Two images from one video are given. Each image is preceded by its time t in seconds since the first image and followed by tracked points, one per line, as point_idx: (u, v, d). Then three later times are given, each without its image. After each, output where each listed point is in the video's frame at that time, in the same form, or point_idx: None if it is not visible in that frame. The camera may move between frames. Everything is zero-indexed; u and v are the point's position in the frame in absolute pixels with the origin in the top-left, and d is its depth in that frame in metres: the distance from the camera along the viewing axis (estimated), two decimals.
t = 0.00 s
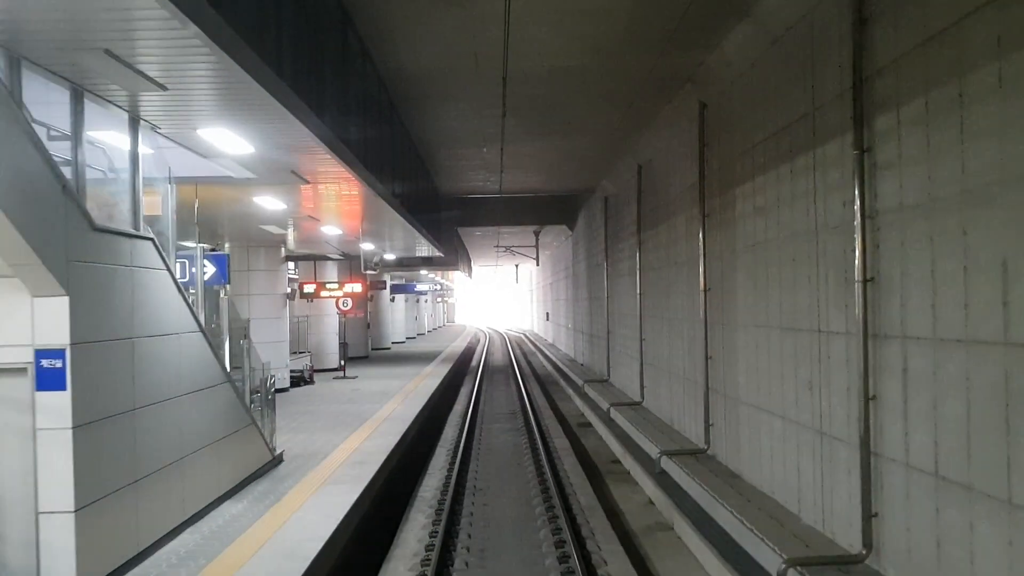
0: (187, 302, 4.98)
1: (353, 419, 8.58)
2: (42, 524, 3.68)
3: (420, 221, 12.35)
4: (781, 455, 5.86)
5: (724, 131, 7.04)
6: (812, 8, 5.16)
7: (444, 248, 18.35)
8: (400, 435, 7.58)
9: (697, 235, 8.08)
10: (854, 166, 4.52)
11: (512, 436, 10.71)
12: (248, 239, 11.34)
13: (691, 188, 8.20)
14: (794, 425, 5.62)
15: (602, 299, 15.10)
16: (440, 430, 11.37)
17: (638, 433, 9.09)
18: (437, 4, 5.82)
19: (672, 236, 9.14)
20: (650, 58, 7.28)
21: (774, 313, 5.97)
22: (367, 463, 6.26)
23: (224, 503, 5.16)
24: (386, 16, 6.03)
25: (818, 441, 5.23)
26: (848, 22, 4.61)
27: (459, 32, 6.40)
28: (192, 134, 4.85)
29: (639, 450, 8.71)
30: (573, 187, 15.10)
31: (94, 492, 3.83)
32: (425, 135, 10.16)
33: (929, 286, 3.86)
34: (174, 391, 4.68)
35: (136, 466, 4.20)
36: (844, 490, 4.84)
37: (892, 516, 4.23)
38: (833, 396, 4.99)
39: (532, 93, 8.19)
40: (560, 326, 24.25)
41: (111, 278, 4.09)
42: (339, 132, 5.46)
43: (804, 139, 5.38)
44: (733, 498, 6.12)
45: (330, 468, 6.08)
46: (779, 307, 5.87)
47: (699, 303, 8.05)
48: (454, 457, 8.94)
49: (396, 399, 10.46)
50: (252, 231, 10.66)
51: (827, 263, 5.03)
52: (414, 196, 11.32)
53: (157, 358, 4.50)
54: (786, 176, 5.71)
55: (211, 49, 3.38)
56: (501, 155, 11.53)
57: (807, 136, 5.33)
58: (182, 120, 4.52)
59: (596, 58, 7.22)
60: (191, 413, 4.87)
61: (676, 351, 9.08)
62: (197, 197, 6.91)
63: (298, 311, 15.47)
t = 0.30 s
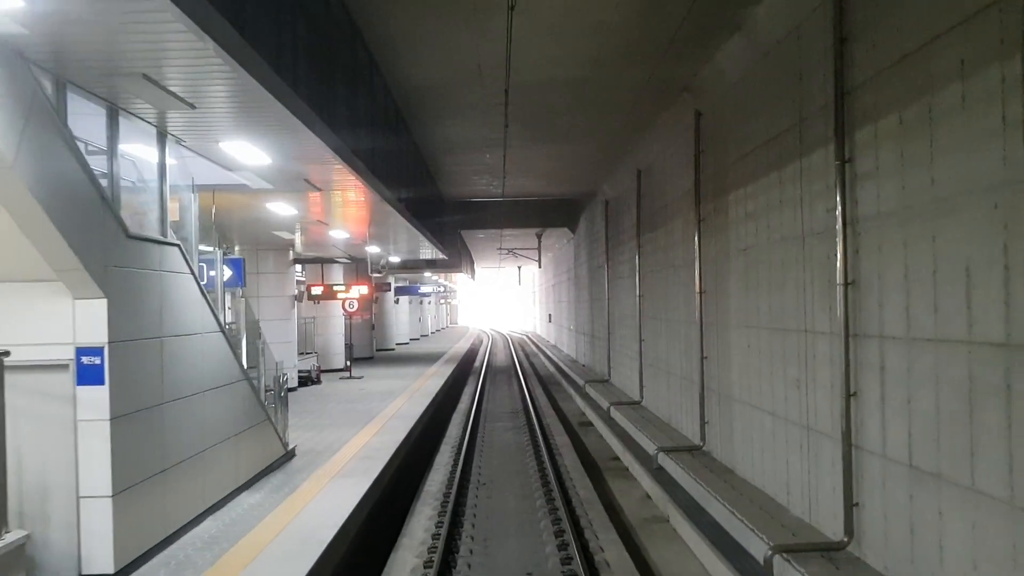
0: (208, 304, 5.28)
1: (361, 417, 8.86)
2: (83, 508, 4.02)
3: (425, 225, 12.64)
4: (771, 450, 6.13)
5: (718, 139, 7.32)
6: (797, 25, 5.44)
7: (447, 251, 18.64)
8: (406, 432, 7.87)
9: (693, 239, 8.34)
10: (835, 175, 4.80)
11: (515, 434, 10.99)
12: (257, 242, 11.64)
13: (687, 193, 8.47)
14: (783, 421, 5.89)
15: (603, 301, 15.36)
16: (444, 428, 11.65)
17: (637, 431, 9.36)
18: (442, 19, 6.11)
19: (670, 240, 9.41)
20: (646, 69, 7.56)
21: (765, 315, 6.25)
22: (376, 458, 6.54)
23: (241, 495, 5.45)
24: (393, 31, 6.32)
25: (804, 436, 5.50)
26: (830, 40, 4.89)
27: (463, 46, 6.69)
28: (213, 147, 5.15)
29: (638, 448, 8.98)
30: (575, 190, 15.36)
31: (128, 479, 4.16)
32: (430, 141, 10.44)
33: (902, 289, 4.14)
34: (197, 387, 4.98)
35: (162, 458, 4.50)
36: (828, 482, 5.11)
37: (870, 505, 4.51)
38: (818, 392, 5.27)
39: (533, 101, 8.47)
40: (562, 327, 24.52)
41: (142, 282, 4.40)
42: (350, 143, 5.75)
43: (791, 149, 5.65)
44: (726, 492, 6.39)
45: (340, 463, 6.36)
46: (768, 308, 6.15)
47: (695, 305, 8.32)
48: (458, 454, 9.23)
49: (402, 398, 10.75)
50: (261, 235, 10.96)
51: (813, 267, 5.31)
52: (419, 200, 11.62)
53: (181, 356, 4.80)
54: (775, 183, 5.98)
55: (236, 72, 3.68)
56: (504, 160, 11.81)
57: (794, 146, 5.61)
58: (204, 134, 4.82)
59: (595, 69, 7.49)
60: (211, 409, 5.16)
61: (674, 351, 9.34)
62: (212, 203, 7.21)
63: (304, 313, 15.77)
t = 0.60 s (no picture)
0: (228, 306, 5.58)
1: (368, 415, 9.14)
2: (117, 495, 4.32)
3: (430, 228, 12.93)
4: (763, 446, 6.40)
5: (714, 147, 7.58)
6: (787, 40, 5.70)
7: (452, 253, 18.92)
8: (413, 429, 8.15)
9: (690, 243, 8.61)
10: (822, 184, 5.06)
11: (518, 433, 11.26)
12: (267, 246, 11.93)
13: (685, 198, 8.74)
14: (774, 417, 6.16)
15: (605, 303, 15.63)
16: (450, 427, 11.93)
17: (637, 429, 9.62)
18: (447, 33, 6.38)
19: (668, 243, 9.68)
20: (644, 80, 7.83)
21: (757, 316, 6.52)
22: (384, 454, 6.83)
23: (257, 487, 5.73)
24: (401, 45, 6.59)
25: (793, 432, 5.77)
26: (816, 56, 5.15)
27: (467, 58, 6.97)
28: (234, 158, 5.45)
29: (637, 446, 9.25)
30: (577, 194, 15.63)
31: (159, 470, 4.46)
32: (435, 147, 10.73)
33: (880, 292, 4.42)
34: (218, 384, 5.27)
35: (188, 450, 4.80)
36: (815, 475, 5.38)
37: (853, 496, 4.79)
38: (805, 390, 5.54)
39: (535, 110, 8.75)
40: (565, 329, 24.79)
41: (170, 285, 4.69)
42: (360, 153, 6.03)
43: (781, 158, 5.93)
44: (720, 486, 6.66)
45: (351, 458, 6.65)
46: (761, 310, 6.42)
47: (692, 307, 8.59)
48: (463, 451, 9.51)
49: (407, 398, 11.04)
50: (271, 239, 11.26)
51: (800, 271, 5.58)
52: (426, 205, 11.92)
53: (205, 355, 5.10)
54: (766, 190, 6.25)
55: (259, 90, 3.97)
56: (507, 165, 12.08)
57: (783, 155, 5.88)
58: (225, 147, 5.12)
59: (595, 79, 7.76)
60: (232, 405, 5.46)
61: (672, 351, 9.61)
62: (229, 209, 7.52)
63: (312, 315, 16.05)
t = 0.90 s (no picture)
0: (245, 308, 5.87)
1: (375, 414, 9.41)
2: (146, 485, 4.61)
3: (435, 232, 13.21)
4: (755, 442, 6.67)
5: (709, 154, 7.84)
6: (777, 54, 5.96)
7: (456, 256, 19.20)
8: (418, 427, 8.43)
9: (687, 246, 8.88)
10: (808, 192, 5.32)
11: (520, 432, 11.53)
12: (275, 249, 12.22)
13: (682, 202, 9.00)
14: (765, 414, 6.43)
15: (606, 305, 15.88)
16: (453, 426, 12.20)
17: (636, 428, 9.89)
18: (452, 47, 6.66)
19: (666, 246, 9.94)
20: (641, 89, 8.11)
21: (749, 317, 6.78)
22: (392, 450, 7.10)
23: (271, 481, 6.01)
24: (407, 57, 6.87)
25: (783, 428, 6.04)
26: (803, 70, 5.41)
27: (471, 70, 7.24)
28: (251, 168, 5.74)
29: (636, 443, 9.52)
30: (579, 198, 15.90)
31: (184, 462, 4.75)
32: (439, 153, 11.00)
33: (862, 295, 4.69)
34: (236, 382, 5.56)
35: (210, 444, 5.09)
36: (803, 469, 5.64)
37: (837, 487, 5.06)
38: (794, 388, 5.81)
39: (537, 118, 9.02)
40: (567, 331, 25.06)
41: (193, 289, 4.98)
42: (369, 162, 6.31)
43: (771, 166, 6.19)
44: (715, 481, 6.92)
45: (360, 454, 6.93)
46: (753, 312, 6.68)
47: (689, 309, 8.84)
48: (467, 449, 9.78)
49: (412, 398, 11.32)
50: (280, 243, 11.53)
51: (789, 274, 5.85)
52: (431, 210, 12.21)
53: (224, 355, 5.38)
54: (758, 197, 6.51)
55: (278, 107, 4.25)
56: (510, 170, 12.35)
57: (774, 164, 6.14)
58: (243, 157, 5.41)
59: (594, 89, 8.03)
60: (248, 402, 5.75)
61: (670, 352, 9.88)
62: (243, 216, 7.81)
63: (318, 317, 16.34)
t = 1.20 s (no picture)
0: (260, 310, 6.15)
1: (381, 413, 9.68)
2: (169, 477, 4.89)
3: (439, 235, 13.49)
4: (748, 438, 6.93)
5: (704, 160, 8.09)
6: (768, 65, 6.21)
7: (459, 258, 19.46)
8: (423, 425, 8.70)
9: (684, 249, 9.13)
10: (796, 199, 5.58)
11: (522, 430, 11.79)
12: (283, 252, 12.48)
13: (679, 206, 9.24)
14: (757, 411, 6.69)
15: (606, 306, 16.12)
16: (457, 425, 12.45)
17: (635, 426, 10.13)
18: (456, 58, 6.92)
19: (664, 249, 10.19)
20: (639, 97, 8.36)
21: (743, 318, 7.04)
22: (398, 447, 7.36)
23: (283, 476, 6.28)
24: (412, 68, 7.13)
25: (774, 424, 6.30)
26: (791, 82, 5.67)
27: (474, 80, 7.50)
28: (267, 176, 6.02)
29: (635, 441, 9.76)
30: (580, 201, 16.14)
31: (204, 455, 5.03)
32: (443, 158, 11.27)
33: (845, 297, 4.94)
34: (252, 381, 5.84)
35: (227, 439, 5.36)
36: (792, 462, 5.90)
37: (823, 479, 5.31)
38: (784, 385, 6.07)
39: (538, 125, 9.27)
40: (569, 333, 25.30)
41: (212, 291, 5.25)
42: (377, 170, 6.58)
43: (763, 172, 6.45)
44: (709, 476, 7.18)
45: (368, 451, 7.20)
46: (746, 313, 6.93)
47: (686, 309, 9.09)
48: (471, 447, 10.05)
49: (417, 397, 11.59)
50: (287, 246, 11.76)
51: (779, 276, 6.11)
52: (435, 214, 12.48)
53: (240, 354, 5.66)
54: (750, 201, 6.76)
55: (292, 120, 4.52)
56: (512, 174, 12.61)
57: (765, 170, 6.39)
58: (260, 167, 5.69)
59: (593, 97, 8.28)
60: (263, 400, 6.02)
61: (668, 351, 10.12)
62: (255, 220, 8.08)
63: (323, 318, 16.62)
